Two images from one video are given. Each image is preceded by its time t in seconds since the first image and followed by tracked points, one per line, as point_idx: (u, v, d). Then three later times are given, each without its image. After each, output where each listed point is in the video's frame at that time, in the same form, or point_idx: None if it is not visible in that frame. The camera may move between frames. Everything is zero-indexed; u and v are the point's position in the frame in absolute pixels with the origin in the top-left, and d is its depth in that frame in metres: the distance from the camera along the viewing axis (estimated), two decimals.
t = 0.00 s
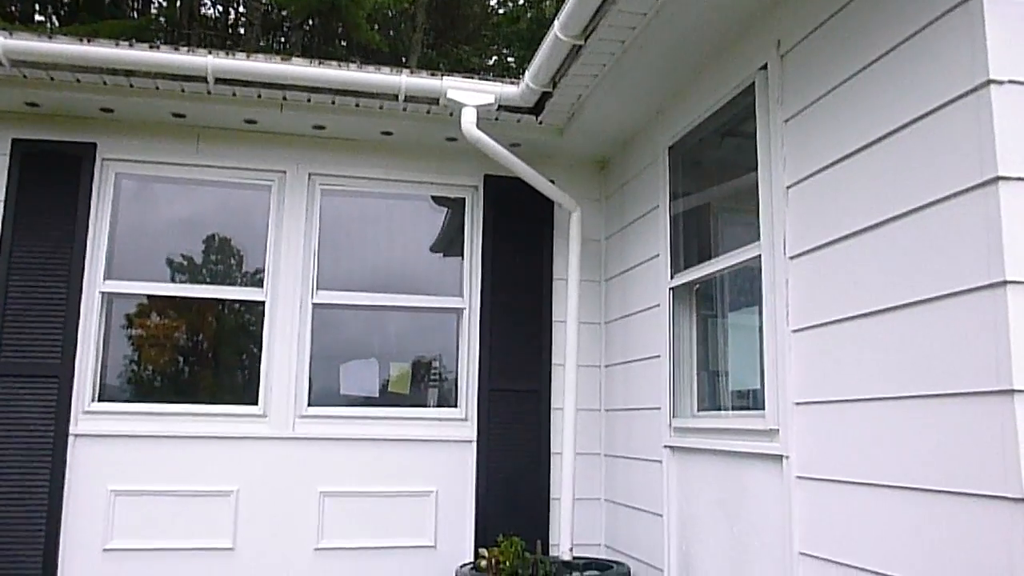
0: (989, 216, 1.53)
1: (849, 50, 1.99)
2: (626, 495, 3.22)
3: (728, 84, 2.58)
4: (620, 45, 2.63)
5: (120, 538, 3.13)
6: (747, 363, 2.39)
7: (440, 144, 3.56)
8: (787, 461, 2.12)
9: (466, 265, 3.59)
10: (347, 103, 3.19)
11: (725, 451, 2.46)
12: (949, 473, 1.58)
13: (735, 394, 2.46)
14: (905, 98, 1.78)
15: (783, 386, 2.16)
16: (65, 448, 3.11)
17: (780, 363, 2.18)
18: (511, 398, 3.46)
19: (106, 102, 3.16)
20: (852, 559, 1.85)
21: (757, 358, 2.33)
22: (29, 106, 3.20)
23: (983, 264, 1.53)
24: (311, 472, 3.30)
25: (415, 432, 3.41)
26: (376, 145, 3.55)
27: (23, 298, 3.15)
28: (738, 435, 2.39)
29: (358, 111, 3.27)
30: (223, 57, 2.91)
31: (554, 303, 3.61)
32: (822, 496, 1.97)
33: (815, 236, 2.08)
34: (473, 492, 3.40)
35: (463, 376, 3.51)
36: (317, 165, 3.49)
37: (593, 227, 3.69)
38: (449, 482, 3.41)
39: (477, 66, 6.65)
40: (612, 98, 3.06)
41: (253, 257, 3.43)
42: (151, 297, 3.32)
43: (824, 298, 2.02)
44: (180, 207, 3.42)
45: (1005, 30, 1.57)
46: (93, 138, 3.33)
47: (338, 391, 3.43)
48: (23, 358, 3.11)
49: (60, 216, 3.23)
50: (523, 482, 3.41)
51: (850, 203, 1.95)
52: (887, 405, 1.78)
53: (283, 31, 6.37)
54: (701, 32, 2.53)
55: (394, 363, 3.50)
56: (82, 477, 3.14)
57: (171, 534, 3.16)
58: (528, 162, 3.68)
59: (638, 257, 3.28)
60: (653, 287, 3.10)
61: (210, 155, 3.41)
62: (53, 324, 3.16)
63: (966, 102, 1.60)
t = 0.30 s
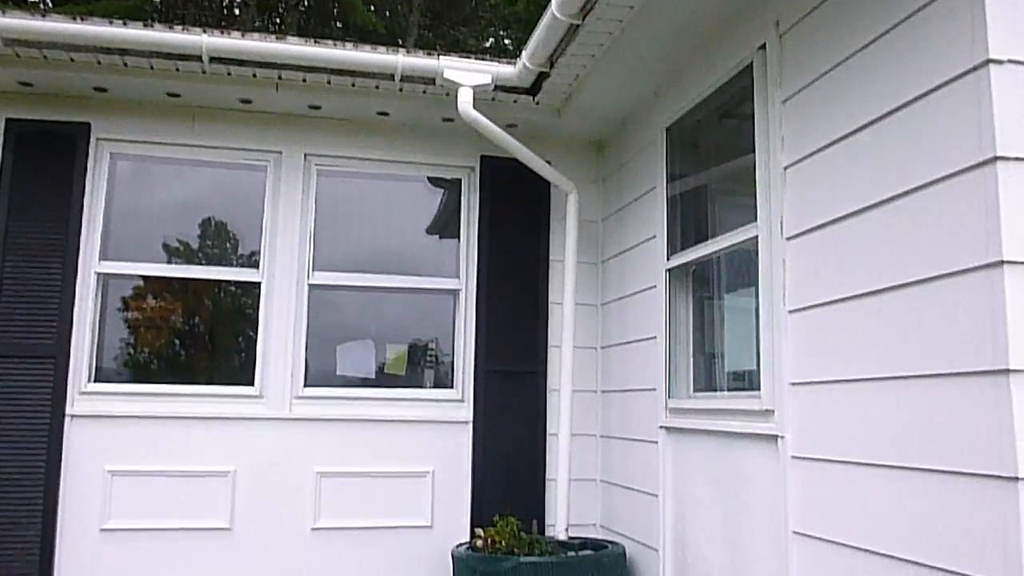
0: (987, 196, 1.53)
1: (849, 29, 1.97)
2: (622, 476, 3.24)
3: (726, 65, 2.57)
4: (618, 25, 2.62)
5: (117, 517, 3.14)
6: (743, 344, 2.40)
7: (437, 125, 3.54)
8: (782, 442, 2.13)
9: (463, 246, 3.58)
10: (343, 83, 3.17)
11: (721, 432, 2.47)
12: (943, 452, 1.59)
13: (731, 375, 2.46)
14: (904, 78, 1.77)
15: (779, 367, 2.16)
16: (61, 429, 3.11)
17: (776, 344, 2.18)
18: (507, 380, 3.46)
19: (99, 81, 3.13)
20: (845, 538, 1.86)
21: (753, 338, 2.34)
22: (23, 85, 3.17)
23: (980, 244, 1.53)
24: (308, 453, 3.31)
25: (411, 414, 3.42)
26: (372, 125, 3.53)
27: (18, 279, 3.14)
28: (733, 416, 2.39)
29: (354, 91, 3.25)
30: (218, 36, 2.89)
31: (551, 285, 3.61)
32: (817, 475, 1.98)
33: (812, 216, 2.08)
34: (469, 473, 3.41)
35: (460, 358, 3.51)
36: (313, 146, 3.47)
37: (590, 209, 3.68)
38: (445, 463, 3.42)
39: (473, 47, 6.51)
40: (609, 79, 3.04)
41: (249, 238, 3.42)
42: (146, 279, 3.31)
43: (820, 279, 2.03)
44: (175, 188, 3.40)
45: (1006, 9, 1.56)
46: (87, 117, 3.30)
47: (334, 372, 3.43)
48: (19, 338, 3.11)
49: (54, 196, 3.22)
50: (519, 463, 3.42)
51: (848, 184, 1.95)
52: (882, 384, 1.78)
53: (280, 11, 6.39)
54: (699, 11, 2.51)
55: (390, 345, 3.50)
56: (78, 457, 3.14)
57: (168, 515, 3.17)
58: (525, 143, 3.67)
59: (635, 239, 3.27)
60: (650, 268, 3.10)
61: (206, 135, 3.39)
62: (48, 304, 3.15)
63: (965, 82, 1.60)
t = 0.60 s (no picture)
0: (985, 173, 1.52)
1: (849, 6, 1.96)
2: (619, 454, 3.25)
3: (725, 43, 2.55)
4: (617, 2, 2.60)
5: (115, 495, 3.15)
6: (739, 323, 2.40)
7: (434, 103, 3.53)
8: (777, 419, 2.14)
9: (460, 225, 3.58)
10: (340, 60, 3.15)
11: (717, 410, 2.48)
12: (937, 428, 1.60)
13: (728, 354, 2.47)
14: (904, 55, 1.76)
15: (776, 345, 2.17)
16: (59, 406, 3.12)
17: (773, 322, 2.19)
18: (505, 358, 3.47)
19: (94, 58, 3.11)
20: (840, 514, 1.88)
21: (750, 316, 2.34)
22: (17, 61, 3.15)
23: (977, 221, 1.54)
24: (305, 431, 3.32)
25: (409, 392, 3.43)
26: (369, 103, 3.51)
27: (14, 257, 3.13)
28: (729, 394, 2.40)
29: (351, 69, 3.23)
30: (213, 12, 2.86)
31: (548, 264, 3.61)
32: (812, 452, 1.99)
33: (810, 194, 2.08)
34: (466, 452, 3.42)
35: (457, 337, 3.52)
36: (309, 124, 3.45)
37: (587, 188, 3.67)
38: (442, 441, 3.43)
39: (471, 26, 6.51)
40: (607, 57, 3.02)
41: (245, 217, 3.41)
42: (143, 258, 3.31)
43: (817, 257, 2.03)
44: (171, 166, 3.39)
45: None
46: (82, 94, 3.28)
47: (331, 350, 3.43)
48: (16, 316, 3.10)
49: (49, 174, 3.20)
50: (516, 441, 3.44)
51: (846, 162, 1.94)
52: (878, 362, 1.79)
53: None
54: None
55: (387, 324, 3.50)
56: (76, 435, 3.15)
57: (166, 492, 3.19)
58: (523, 122, 3.65)
59: (632, 218, 3.27)
60: (647, 247, 3.10)
61: (201, 113, 3.37)
62: (44, 282, 3.14)
63: (965, 59, 1.59)
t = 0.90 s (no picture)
0: (987, 153, 1.52)
1: None
2: (620, 436, 3.26)
3: (726, 24, 2.54)
4: None
5: (119, 479, 3.17)
6: (740, 305, 2.41)
7: (435, 87, 3.52)
8: (778, 401, 2.15)
9: (461, 210, 3.58)
10: (340, 43, 3.14)
11: (718, 392, 2.49)
12: (938, 407, 1.61)
13: (729, 336, 2.47)
14: (906, 35, 1.75)
15: (777, 327, 2.17)
16: (62, 391, 3.13)
17: (774, 304, 2.19)
18: (507, 342, 3.48)
19: (93, 42, 3.10)
20: (840, 494, 1.89)
21: (752, 299, 2.34)
22: (16, 45, 3.14)
23: (979, 201, 1.54)
24: (308, 415, 3.33)
25: (411, 376, 3.44)
26: (370, 87, 3.50)
27: (16, 241, 3.13)
28: (730, 376, 2.41)
29: (352, 52, 3.22)
30: None
31: (549, 247, 3.61)
32: (813, 433, 2.00)
33: (812, 176, 2.07)
34: (468, 435, 3.44)
35: (459, 321, 3.52)
36: (310, 108, 3.45)
37: (589, 171, 3.67)
38: (444, 424, 3.44)
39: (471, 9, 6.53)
40: (608, 40, 3.01)
41: (246, 202, 3.41)
42: (144, 243, 3.31)
43: (819, 239, 2.03)
44: (172, 151, 3.38)
45: None
46: (82, 79, 3.28)
47: (333, 335, 3.44)
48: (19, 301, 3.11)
49: (50, 158, 3.19)
50: (518, 425, 3.45)
51: (848, 143, 1.94)
52: (880, 342, 1.79)
53: None
54: None
55: (389, 309, 3.51)
56: (80, 419, 3.16)
57: (170, 476, 3.20)
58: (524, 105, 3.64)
59: (634, 202, 3.27)
60: (649, 231, 3.10)
61: (202, 97, 3.36)
62: (47, 267, 3.15)
63: (967, 38, 1.58)
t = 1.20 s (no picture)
0: (990, 136, 1.52)
1: None
2: (620, 422, 3.27)
3: (728, 8, 2.53)
4: None
5: (121, 462, 3.18)
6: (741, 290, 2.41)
7: (436, 71, 3.50)
8: (779, 386, 2.15)
9: (462, 195, 3.57)
10: (340, 27, 3.13)
11: (718, 377, 2.49)
12: (938, 392, 1.61)
13: (730, 322, 2.47)
14: (910, 18, 1.74)
15: (778, 312, 2.17)
16: (64, 375, 3.14)
17: (775, 289, 2.19)
18: (507, 327, 3.48)
19: (93, 25, 3.09)
20: (840, 478, 1.89)
21: (752, 284, 2.34)
22: (15, 28, 3.13)
23: (981, 185, 1.53)
24: (309, 400, 3.34)
25: (412, 361, 3.44)
26: (371, 72, 3.49)
27: (16, 225, 3.13)
28: (731, 361, 2.41)
29: (352, 36, 3.21)
30: None
31: (551, 233, 3.60)
32: (813, 418, 2.01)
33: (814, 160, 2.07)
34: (469, 420, 3.45)
35: (460, 306, 3.53)
36: (310, 92, 3.44)
37: (590, 156, 3.66)
38: (445, 409, 3.45)
39: None
40: (610, 24, 3.00)
41: (247, 186, 3.40)
42: (145, 227, 3.31)
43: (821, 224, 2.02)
44: (172, 135, 3.37)
45: None
46: (82, 62, 3.26)
47: (334, 320, 3.45)
48: (20, 285, 3.11)
49: (50, 142, 3.18)
50: (519, 410, 3.46)
51: (850, 127, 1.93)
52: (881, 327, 1.79)
53: None
54: None
55: (390, 295, 3.51)
56: (82, 404, 3.17)
57: (171, 460, 3.21)
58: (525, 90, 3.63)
59: (635, 187, 3.26)
60: (650, 217, 3.09)
61: (202, 81, 3.35)
62: (47, 252, 3.15)
63: (971, 21, 1.57)
